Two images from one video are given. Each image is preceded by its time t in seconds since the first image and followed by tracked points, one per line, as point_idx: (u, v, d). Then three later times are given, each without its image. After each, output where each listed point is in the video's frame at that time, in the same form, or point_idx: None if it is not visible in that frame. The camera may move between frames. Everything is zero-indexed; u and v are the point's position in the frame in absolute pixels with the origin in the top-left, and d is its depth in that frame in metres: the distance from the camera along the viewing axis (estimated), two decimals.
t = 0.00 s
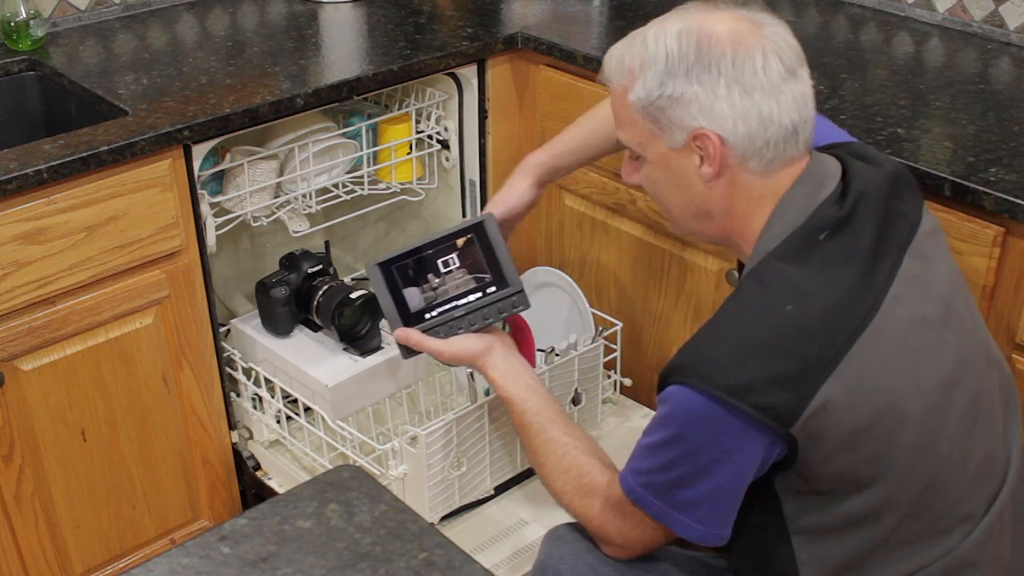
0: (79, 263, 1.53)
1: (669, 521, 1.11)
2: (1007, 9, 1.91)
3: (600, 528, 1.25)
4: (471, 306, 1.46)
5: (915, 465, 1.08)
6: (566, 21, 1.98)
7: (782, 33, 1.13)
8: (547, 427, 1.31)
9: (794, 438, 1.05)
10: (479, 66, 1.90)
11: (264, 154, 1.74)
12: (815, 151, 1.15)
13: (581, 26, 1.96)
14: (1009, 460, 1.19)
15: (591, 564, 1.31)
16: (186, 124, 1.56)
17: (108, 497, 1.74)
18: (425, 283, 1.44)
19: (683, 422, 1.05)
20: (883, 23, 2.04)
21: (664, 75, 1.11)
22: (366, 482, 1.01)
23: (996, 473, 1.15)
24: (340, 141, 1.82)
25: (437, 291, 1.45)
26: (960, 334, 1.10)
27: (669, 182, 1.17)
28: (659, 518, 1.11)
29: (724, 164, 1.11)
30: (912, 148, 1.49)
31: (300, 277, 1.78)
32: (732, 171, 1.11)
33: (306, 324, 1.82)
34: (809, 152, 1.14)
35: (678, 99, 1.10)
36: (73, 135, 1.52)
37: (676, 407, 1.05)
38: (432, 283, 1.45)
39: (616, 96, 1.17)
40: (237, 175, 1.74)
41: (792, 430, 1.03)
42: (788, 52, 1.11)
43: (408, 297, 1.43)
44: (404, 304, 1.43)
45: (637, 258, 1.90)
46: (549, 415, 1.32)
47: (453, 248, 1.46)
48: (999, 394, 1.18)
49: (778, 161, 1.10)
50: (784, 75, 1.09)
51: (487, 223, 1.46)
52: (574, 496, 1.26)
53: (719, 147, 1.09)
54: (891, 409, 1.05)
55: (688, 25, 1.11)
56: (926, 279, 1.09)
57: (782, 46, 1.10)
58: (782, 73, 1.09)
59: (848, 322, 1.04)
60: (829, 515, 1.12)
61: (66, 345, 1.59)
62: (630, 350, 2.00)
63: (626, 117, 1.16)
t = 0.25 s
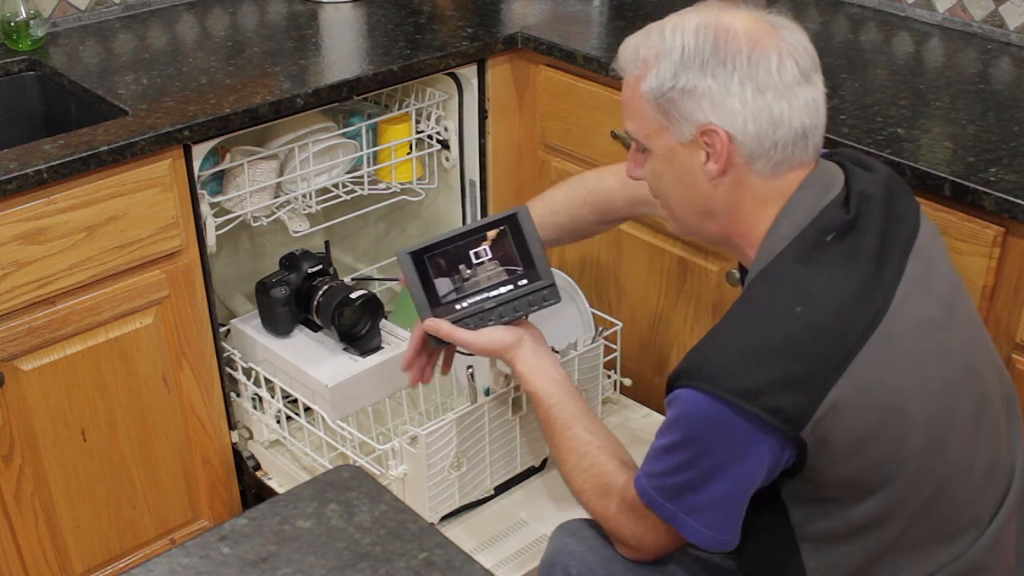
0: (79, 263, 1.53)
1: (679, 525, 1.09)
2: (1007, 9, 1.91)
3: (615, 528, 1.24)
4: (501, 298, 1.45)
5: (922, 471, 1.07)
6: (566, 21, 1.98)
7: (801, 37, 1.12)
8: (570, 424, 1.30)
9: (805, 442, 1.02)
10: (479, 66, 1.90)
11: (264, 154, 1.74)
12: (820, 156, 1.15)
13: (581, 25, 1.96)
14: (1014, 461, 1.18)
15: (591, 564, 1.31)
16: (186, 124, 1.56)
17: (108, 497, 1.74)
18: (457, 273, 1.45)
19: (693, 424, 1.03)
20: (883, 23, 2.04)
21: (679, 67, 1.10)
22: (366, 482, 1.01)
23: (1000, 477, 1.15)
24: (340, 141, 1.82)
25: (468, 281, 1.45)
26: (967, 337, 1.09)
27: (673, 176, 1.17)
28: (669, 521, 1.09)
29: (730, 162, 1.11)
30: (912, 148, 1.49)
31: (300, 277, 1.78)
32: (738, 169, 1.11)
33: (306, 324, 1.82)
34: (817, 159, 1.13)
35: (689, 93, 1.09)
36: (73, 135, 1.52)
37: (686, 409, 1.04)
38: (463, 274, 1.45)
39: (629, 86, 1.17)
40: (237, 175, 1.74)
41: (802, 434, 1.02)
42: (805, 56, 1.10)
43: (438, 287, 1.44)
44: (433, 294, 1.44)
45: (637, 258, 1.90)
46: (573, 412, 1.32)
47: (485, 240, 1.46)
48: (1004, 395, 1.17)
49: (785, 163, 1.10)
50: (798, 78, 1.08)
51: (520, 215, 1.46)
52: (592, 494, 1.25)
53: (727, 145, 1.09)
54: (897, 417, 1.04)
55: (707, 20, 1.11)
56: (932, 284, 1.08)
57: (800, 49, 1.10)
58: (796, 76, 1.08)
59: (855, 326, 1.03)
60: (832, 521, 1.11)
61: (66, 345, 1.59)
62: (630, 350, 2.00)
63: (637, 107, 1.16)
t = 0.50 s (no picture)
0: (79, 263, 1.53)
1: (680, 536, 1.09)
2: (1007, 9, 1.91)
3: (617, 536, 1.23)
4: (507, 300, 1.45)
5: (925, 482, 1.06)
6: (566, 21, 1.98)
7: (799, 45, 1.12)
8: (573, 429, 1.31)
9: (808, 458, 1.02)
10: (479, 66, 1.90)
11: (264, 154, 1.74)
12: (818, 161, 1.15)
13: (581, 25, 1.96)
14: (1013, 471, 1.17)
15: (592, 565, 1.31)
16: (186, 124, 1.56)
17: (108, 497, 1.74)
18: (463, 275, 1.44)
19: (694, 438, 1.03)
20: (883, 23, 2.04)
21: (675, 76, 1.10)
22: (367, 482, 1.01)
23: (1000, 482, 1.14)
24: (339, 141, 1.82)
25: (474, 283, 1.45)
26: (967, 347, 1.09)
27: (669, 186, 1.17)
28: (670, 532, 1.10)
29: (727, 172, 1.11)
30: (912, 148, 1.49)
31: (300, 277, 1.78)
32: (734, 179, 1.11)
33: (306, 324, 1.82)
34: (816, 166, 1.13)
35: (685, 102, 1.09)
36: (73, 135, 1.52)
37: (687, 422, 1.03)
38: (469, 275, 1.44)
39: (624, 94, 1.17)
40: (237, 175, 1.74)
41: (807, 449, 1.01)
42: (802, 65, 1.10)
43: (444, 288, 1.44)
44: (439, 295, 1.44)
45: (637, 258, 1.90)
46: (578, 417, 1.32)
47: (493, 242, 1.45)
48: (1003, 407, 1.17)
49: (782, 174, 1.10)
50: (795, 86, 1.08)
51: (529, 219, 1.44)
52: (593, 500, 1.25)
53: (723, 154, 1.09)
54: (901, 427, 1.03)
55: (703, 27, 1.11)
56: (933, 292, 1.08)
57: (797, 58, 1.10)
58: (793, 85, 1.08)
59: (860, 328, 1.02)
60: (833, 527, 1.10)
61: (66, 345, 1.59)
62: (630, 350, 2.00)
63: (633, 115, 1.16)
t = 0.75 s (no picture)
0: (79, 263, 1.53)
1: (673, 542, 1.09)
2: (1007, 9, 1.91)
3: (612, 541, 1.23)
4: (500, 306, 1.46)
5: (924, 488, 1.06)
6: (566, 21, 1.98)
7: (804, 47, 1.11)
8: (568, 435, 1.29)
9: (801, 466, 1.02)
10: (479, 66, 1.90)
11: (264, 154, 1.74)
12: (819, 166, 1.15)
13: (581, 25, 1.96)
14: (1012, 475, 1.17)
15: (592, 565, 1.31)
16: (186, 124, 1.56)
17: (108, 497, 1.74)
18: (456, 280, 1.46)
19: (688, 444, 1.03)
20: (883, 23, 2.04)
21: (677, 75, 1.10)
22: (367, 482, 1.01)
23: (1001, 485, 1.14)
24: (339, 141, 1.82)
25: (467, 289, 1.46)
26: (967, 353, 1.08)
27: (667, 185, 1.18)
28: (664, 537, 1.09)
29: (727, 173, 1.11)
30: (912, 148, 1.49)
31: (300, 277, 1.78)
32: (734, 180, 1.11)
33: (306, 324, 1.82)
34: (818, 169, 1.13)
35: (687, 102, 1.09)
36: (73, 135, 1.52)
37: (680, 428, 1.03)
38: (462, 281, 1.46)
39: (626, 90, 1.17)
40: (237, 175, 1.74)
41: (797, 455, 1.00)
42: (806, 68, 1.10)
43: (437, 293, 1.45)
44: (432, 300, 1.44)
45: (637, 258, 1.90)
46: (572, 423, 1.30)
47: (484, 248, 1.47)
48: (1003, 414, 1.16)
49: (782, 176, 1.10)
50: (799, 90, 1.08)
51: (521, 224, 1.47)
52: (588, 505, 1.24)
53: (724, 156, 1.09)
54: (900, 434, 1.02)
55: (708, 27, 1.10)
56: (933, 297, 1.07)
57: (801, 61, 1.09)
58: (797, 88, 1.08)
59: (860, 330, 1.02)
60: (832, 529, 1.10)
61: (66, 345, 1.59)
62: (630, 350, 2.00)
63: (634, 112, 1.16)
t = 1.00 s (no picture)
0: (79, 263, 1.53)
1: (671, 545, 1.09)
2: (1007, 9, 1.91)
3: (609, 544, 1.23)
4: (486, 316, 1.45)
5: (921, 491, 1.05)
6: (566, 21, 1.98)
7: (793, 50, 1.12)
8: (559, 441, 1.29)
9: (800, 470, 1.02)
10: (479, 66, 1.90)
11: (264, 154, 1.74)
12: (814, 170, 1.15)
13: (581, 25, 1.96)
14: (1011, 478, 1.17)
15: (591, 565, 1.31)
16: (186, 124, 1.56)
17: (108, 497, 1.74)
18: (441, 293, 1.45)
19: (684, 447, 1.03)
20: (883, 23, 2.04)
21: (678, 85, 1.09)
22: (366, 482, 1.01)
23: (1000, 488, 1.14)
24: (340, 141, 1.82)
25: (452, 300, 1.45)
26: (962, 357, 1.08)
27: (667, 197, 1.16)
28: (662, 540, 1.09)
29: (731, 181, 1.10)
30: (912, 148, 1.49)
31: (300, 277, 1.78)
32: (738, 187, 1.10)
33: (306, 324, 1.82)
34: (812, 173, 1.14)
35: (691, 112, 1.08)
36: (73, 135, 1.52)
37: (677, 431, 1.03)
38: (447, 293, 1.45)
39: (618, 104, 1.16)
40: (237, 174, 1.74)
41: (796, 459, 1.01)
42: (800, 70, 1.10)
43: (423, 306, 1.44)
44: (418, 313, 1.43)
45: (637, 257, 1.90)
46: (563, 429, 1.30)
47: (468, 259, 1.47)
48: (1001, 420, 1.16)
49: (783, 180, 1.10)
50: (798, 92, 1.09)
51: (505, 233, 1.47)
52: (584, 510, 1.24)
53: (729, 163, 1.09)
54: (896, 435, 1.02)
55: (703, 36, 1.10)
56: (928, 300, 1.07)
57: (796, 64, 1.10)
58: (796, 91, 1.08)
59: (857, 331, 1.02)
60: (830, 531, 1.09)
61: (66, 345, 1.59)
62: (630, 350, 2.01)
63: (630, 125, 1.14)
